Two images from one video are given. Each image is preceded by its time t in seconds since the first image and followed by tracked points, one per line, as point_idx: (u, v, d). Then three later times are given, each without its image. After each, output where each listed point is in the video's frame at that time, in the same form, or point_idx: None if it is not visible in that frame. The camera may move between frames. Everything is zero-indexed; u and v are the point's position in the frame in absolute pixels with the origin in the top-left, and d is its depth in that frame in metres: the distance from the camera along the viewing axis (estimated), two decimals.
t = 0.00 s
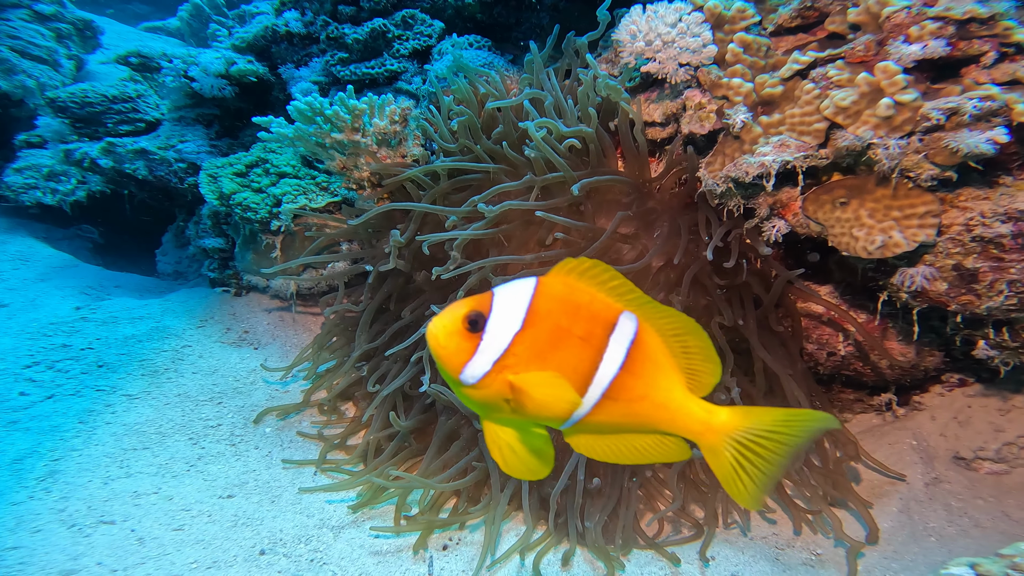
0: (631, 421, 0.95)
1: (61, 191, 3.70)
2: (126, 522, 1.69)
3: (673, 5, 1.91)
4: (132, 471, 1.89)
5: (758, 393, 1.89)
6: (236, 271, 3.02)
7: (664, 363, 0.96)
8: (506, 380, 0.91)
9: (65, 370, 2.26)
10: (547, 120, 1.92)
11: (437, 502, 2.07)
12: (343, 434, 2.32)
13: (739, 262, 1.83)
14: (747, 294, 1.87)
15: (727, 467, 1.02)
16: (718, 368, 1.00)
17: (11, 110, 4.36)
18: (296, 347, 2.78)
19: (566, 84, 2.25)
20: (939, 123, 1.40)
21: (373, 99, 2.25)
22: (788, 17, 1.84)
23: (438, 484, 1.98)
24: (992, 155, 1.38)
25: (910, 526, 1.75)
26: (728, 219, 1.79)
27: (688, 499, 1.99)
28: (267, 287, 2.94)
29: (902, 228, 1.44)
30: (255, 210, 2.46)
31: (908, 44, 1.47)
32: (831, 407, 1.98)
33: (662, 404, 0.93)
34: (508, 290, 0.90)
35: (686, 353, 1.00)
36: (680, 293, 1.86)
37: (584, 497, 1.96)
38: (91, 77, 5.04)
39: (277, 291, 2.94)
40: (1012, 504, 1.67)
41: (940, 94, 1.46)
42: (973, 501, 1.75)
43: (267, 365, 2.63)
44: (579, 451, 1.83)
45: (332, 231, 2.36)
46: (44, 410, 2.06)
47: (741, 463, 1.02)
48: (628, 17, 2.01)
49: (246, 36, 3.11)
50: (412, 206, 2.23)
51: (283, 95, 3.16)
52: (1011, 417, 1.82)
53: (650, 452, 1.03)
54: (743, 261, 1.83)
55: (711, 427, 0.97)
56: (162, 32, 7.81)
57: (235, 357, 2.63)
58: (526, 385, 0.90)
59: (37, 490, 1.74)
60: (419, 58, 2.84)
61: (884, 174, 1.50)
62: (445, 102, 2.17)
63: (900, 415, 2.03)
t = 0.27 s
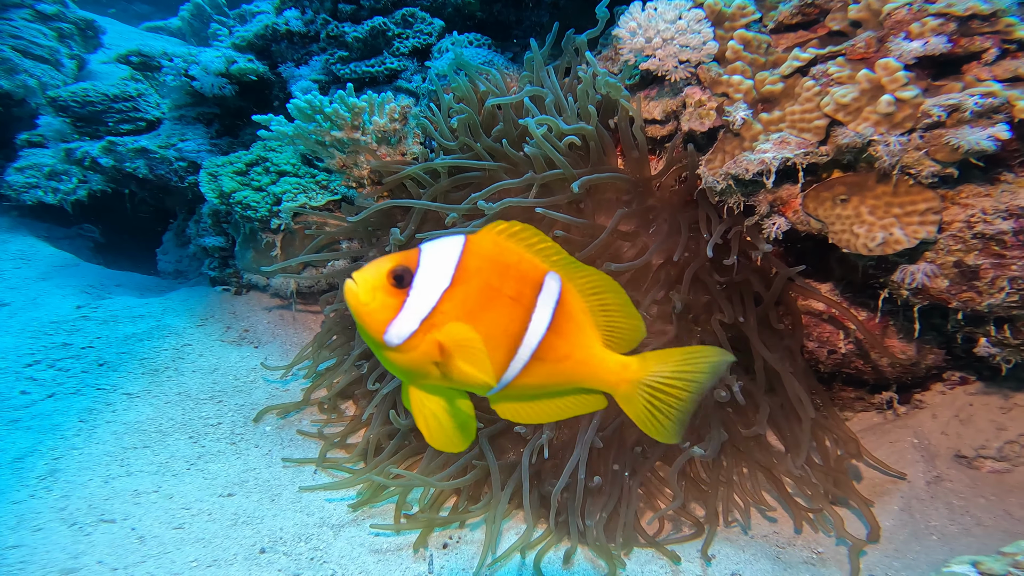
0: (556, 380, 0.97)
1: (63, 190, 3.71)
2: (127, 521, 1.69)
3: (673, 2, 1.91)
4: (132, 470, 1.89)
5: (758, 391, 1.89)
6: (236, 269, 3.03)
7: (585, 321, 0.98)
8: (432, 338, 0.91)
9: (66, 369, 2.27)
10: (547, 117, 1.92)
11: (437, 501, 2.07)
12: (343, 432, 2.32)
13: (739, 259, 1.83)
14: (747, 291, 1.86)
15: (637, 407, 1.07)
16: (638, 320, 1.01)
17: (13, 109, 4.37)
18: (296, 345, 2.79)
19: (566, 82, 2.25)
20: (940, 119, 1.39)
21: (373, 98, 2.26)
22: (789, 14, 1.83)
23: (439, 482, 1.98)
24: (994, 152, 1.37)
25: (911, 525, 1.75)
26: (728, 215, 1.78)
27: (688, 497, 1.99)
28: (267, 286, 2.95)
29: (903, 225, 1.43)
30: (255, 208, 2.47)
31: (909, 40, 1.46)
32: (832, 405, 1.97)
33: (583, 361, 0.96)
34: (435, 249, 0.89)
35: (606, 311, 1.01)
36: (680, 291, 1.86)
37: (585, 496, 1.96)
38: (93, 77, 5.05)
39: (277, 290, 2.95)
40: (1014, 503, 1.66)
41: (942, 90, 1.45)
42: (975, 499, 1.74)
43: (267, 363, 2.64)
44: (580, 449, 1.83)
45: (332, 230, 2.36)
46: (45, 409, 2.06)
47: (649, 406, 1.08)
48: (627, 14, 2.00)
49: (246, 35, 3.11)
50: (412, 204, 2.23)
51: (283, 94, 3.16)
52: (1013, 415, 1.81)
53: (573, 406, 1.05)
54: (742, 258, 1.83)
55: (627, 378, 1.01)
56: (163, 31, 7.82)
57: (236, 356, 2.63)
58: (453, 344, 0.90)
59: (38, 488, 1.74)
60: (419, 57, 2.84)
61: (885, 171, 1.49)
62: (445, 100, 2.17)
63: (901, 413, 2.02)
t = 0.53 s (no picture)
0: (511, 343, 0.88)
1: (65, 190, 3.72)
2: (129, 520, 1.70)
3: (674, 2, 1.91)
4: (135, 469, 1.90)
5: (759, 390, 1.89)
6: (237, 269, 3.03)
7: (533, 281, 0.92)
8: (441, 311, 0.82)
9: (68, 369, 2.27)
10: (548, 116, 1.93)
11: (439, 499, 2.07)
12: (344, 431, 2.32)
13: (740, 258, 1.83)
14: (748, 290, 1.86)
15: (603, 361, 0.95)
16: (577, 283, 0.97)
17: (16, 109, 4.37)
18: (297, 345, 2.79)
19: (566, 81, 2.25)
20: (942, 118, 1.38)
21: (374, 97, 2.27)
22: (790, 13, 1.82)
23: (440, 481, 1.98)
24: (996, 150, 1.37)
25: (914, 524, 1.75)
26: (729, 214, 1.78)
27: (690, 496, 1.99)
28: (268, 285, 2.95)
29: (905, 223, 1.43)
30: (257, 208, 2.47)
31: (911, 39, 1.46)
32: (833, 404, 1.97)
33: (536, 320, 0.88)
34: (438, 211, 0.79)
35: (551, 274, 0.96)
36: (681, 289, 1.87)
37: (586, 494, 1.96)
38: (94, 77, 5.07)
39: (278, 290, 2.94)
40: (1017, 502, 1.66)
41: (943, 88, 1.45)
42: (978, 498, 1.74)
43: (269, 362, 2.64)
44: (582, 448, 1.83)
45: (332, 229, 2.36)
46: (48, 408, 2.07)
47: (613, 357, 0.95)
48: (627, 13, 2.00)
49: (247, 35, 3.12)
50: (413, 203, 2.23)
51: (284, 94, 3.17)
52: (1015, 414, 1.81)
53: (533, 369, 0.89)
54: (743, 257, 1.83)
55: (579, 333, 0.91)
56: (165, 32, 7.83)
57: (237, 355, 2.64)
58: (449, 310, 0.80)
59: (42, 488, 1.75)
60: (419, 57, 2.84)
61: (886, 169, 1.49)
62: (446, 99, 2.18)
63: (902, 412, 2.02)
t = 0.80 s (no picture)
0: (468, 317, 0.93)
1: (74, 188, 3.75)
2: (142, 516, 1.71)
3: None
4: (146, 466, 1.91)
5: (764, 387, 1.89)
6: (243, 267, 3.04)
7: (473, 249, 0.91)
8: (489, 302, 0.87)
9: (79, 366, 2.29)
10: (553, 113, 1.93)
11: (445, 497, 2.08)
12: (350, 429, 2.33)
13: (745, 255, 1.84)
14: (754, 287, 1.86)
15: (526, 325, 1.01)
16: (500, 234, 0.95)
17: (25, 107, 4.40)
18: (303, 343, 2.79)
19: (570, 79, 2.25)
20: (951, 114, 1.38)
21: (379, 95, 2.25)
22: (796, 9, 1.82)
23: (447, 478, 1.99)
24: (1007, 146, 1.36)
25: (921, 521, 1.74)
26: (734, 212, 1.78)
27: (695, 493, 1.99)
28: (274, 283, 2.96)
29: (913, 219, 1.42)
30: (262, 206, 2.48)
31: (921, 35, 1.45)
32: (839, 401, 1.97)
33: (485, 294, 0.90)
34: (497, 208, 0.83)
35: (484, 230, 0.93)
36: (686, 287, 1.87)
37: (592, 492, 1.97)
38: (103, 76, 5.10)
39: (283, 287, 2.93)
40: None
41: (953, 84, 1.44)
42: (986, 495, 1.73)
43: (275, 360, 2.65)
44: (587, 446, 1.84)
45: (338, 227, 2.37)
46: (60, 405, 2.08)
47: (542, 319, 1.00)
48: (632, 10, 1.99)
49: (253, 33, 3.13)
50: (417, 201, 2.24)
51: (290, 92, 3.17)
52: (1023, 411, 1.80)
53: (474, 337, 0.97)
54: (748, 254, 1.83)
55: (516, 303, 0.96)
56: (171, 30, 7.86)
57: (244, 353, 2.65)
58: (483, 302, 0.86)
59: (56, 484, 1.76)
60: (424, 55, 2.84)
61: (894, 166, 1.48)
62: (450, 97, 2.18)
63: (909, 409, 2.02)
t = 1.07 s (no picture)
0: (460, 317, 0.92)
1: (74, 189, 3.75)
2: (144, 517, 1.71)
3: None
4: (148, 467, 1.91)
5: (764, 386, 1.90)
6: (243, 268, 3.04)
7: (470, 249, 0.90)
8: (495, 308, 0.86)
9: (81, 367, 2.30)
10: (553, 113, 1.93)
11: (446, 497, 2.09)
12: (350, 429, 2.33)
13: (744, 255, 1.84)
14: (754, 287, 1.87)
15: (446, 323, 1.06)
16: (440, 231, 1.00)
17: (25, 108, 4.40)
18: (303, 343, 2.80)
19: (570, 80, 2.26)
20: (950, 114, 1.38)
21: (379, 95, 2.25)
22: (796, 9, 1.82)
23: (447, 478, 2.00)
24: (1006, 147, 1.36)
25: (922, 520, 1.75)
26: (734, 212, 1.78)
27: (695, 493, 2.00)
28: (274, 284, 2.95)
29: (912, 220, 1.42)
30: (263, 207, 2.49)
31: (920, 35, 1.45)
32: (839, 400, 1.97)
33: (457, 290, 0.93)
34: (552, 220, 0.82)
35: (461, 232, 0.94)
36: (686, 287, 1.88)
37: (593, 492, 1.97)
38: (103, 77, 5.10)
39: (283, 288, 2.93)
40: None
41: (953, 85, 1.44)
42: (986, 495, 1.73)
43: (276, 361, 2.65)
44: (589, 446, 1.85)
45: (338, 228, 2.37)
46: (61, 406, 2.09)
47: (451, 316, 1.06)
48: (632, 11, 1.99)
49: (253, 34, 3.13)
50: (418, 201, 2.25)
51: (290, 93, 3.18)
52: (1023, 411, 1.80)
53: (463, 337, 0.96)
54: (748, 254, 1.84)
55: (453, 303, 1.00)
56: (171, 31, 7.87)
57: (245, 353, 2.65)
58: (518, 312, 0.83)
59: (59, 485, 1.77)
60: (424, 55, 2.84)
61: (894, 166, 1.49)
62: (450, 97, 2.19)
63: (909, 409, 2.02)
